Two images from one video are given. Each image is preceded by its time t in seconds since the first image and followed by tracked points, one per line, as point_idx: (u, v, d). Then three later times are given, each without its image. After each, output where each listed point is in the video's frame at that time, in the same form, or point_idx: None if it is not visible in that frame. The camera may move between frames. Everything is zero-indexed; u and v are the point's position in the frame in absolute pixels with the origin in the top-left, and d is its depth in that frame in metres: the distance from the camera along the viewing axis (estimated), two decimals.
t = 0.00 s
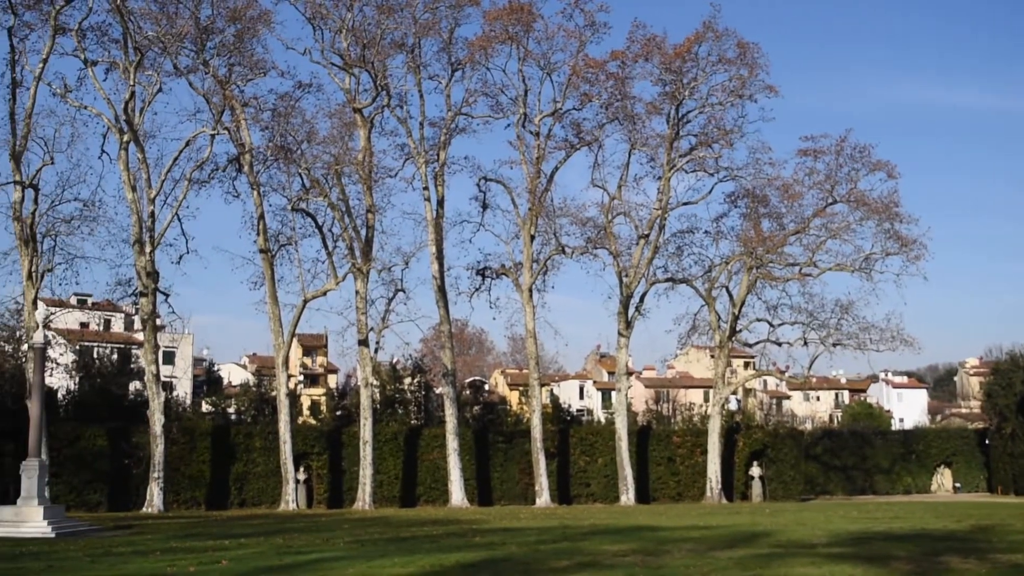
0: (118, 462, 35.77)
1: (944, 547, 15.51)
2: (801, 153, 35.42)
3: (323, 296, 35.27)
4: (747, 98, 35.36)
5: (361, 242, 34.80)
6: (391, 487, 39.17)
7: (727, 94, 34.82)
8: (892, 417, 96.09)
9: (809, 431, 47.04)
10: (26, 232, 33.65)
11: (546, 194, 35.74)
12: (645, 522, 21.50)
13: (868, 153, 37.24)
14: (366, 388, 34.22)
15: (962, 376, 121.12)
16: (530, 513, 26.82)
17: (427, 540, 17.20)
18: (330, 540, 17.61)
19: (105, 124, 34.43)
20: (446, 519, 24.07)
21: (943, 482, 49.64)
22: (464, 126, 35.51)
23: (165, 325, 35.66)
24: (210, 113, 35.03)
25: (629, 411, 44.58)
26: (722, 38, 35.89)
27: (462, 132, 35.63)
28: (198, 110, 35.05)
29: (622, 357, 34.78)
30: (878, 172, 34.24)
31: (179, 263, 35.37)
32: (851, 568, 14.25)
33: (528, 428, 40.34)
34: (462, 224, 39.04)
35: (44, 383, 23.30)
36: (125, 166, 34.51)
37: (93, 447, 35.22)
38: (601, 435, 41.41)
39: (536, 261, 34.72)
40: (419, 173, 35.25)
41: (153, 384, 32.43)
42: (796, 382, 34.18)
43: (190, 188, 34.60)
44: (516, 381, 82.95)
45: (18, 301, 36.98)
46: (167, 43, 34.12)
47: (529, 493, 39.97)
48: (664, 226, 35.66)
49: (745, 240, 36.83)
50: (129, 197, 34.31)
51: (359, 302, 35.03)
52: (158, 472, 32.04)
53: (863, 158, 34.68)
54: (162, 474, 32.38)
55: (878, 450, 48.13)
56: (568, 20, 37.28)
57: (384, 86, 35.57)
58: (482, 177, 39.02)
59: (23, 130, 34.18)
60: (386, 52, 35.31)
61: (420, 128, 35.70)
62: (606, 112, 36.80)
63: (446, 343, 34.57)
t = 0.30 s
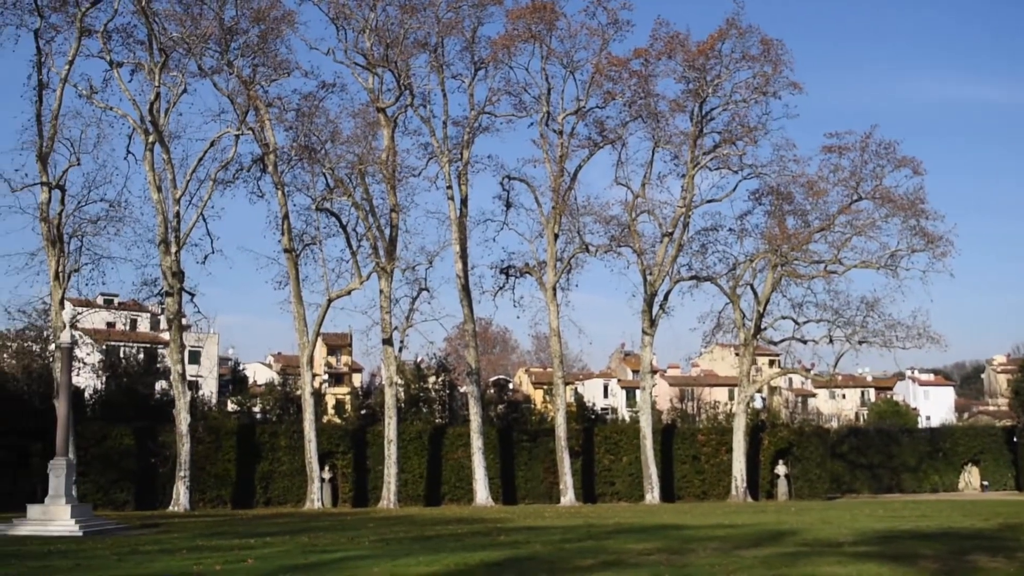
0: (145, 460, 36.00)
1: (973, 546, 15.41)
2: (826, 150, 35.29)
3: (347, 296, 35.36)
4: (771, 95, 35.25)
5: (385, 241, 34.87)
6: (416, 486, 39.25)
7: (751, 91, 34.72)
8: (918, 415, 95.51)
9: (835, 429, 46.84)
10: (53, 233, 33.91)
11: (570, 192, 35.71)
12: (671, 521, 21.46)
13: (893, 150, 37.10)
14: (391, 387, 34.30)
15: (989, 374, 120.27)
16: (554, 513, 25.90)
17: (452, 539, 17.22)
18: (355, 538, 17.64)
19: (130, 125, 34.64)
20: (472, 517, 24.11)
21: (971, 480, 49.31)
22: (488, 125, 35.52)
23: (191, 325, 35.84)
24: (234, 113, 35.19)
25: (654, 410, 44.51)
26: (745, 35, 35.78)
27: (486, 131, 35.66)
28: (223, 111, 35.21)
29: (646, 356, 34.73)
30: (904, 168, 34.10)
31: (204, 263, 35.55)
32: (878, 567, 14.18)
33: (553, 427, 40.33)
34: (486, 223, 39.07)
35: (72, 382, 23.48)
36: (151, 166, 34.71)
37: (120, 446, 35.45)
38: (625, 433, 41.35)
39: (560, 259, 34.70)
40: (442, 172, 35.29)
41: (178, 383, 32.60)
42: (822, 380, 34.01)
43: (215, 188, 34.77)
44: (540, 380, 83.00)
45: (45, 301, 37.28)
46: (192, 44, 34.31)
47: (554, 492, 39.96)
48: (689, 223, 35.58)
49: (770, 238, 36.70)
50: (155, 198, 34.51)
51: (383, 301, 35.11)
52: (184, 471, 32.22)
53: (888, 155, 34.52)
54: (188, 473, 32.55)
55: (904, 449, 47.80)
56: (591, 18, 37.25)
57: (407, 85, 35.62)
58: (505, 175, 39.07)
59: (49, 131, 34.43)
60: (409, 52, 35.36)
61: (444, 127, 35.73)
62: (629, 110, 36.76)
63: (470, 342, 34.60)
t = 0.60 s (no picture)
0: (173, 460, 36.23)
1: (1003, 546, 15.30)
2: (853, 148, 35.14)
3: (373, 296, 35.45)
4: (797, 94, 35.12)
5: (411, 242, 34.95)
6: (442, 486, 39.34)
7: (777, 89, 34.60)
8: (946, 415, 94.83)
9: (862, 429, 46.61)
10: (81, 235, 34.18)
11: (595, 192, 35.68)
12: (698, 521, 21.42)
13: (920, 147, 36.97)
14: (417, 387, 34.37)
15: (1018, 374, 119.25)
16: (581, 513, 25.82)
17: (479, 539, 17.23)
18: (382, 538, 17.67)
19: (157, 127, 34.85)
20: (499, 517, 24.13)
21: (1000, 480, 48.93)
22: (512, 125, 35.53)
23: (218, 326, 36.02)
24: (260, 114, 35.35)
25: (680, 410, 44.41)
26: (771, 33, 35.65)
27: (511, 131, 35.67)
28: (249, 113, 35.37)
29: (672, 355, 34.66)
30: (931, 165, 33.93)
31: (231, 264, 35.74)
32: (906, 567, 14.11)
33: (579, 427, 40.32)
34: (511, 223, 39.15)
35: (100, 383, 23.65)
36: (178, 168, 34.91)
37: (148, 446, 35.67)
38: (652, 433, 41.28)
39: (585, 259, 34.68)
40: (468, 172, 35.34)
41: (206, 384, 32.79)
42: (849, 380, 33.85)
43: (241, 190, 34.94)
44: (566, 380, 82.96)
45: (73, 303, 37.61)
46: (218, 46, 34.49)
47: (580, 492, 39.95)
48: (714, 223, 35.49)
49: (796, 237, 36.57)
50: (181, 199, 34.71)
51: (409, 302, 35.19)
52: (212, 471, 32.40)
53: (916, 153, 34.35)
54: (215, 473, 32.72)
55: (933, 449, 47.48)
56: (615, 17, 37.20)
57: (432, 86, 35.68)
58: (530, 175, 39.15)
59: (78, 133, 34.68)
60: (434, 53, 35.42)
61: (469, 127, 35.76)
62: (654, 109, 36.69)
63: (495, 342, 34.62)
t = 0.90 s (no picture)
0: (205, 459, 36.50)
1: None
2: (884, 146, 34.93)
3: (403, 296, 35.53)
4: (828, 92, 34.91)
5: (440, 242, 35.02)
6: (472, 486, 39.40)
7: (807, 87, 34.42)
8: (980, 414, 93.98)
9: (894, 429, 46.30)
10: (114, 236, 34.47)
11: (624, 191, 35.61)
12: (729, 522, 21.35)
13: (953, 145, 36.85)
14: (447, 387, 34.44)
15: None
16: (612, 513, 25.82)
17: (509, 539, 17.25)
18: (413, 538, 17.72)
19: (188, 129, 35.07)
20: (530, 517, 24.14)
21: None
22: (541, 125, 35.51)
23: (248, 326, 36.20)
24: (290, 116, 35.52)
25: (710, 410, 44.26)
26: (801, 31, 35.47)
27: (540, 131, 35.64)
28: (279, 114, 35.53)
29: (702, 355, 34.55)
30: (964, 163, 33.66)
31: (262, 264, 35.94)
32: (939, 568, 14.02)
33: (609, 426, 40.28)
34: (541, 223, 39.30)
35: (133, 383, 23.85)
36: (208, 169, 35.11)
37: (181, 446, 35.92)
38: (682, 433, 41.18)
39: (615, 259, 34.61)
40: (497, 173, 35.36)
41: (237, 384, 32.98)
42: (881, 379, 33.63)
43: (271, 191, 35.10)
44: (596, 380, 82.90)
45: (105, 304, 37.93)
46: (248, 48, 34.66)
47: (610, 492, 39.90)
48: (744, 222, 35.35)
49: (827, 235, 36.35)
50: (212, 200, 34.92)
51: (438, 301, 35.25)
52: (244, 471, 32.60)
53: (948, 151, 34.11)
54: (247, 472, 32.92)
55: (966, 449, 47.08)
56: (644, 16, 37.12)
57: (461, 86, 35.70)
58: (559, 175, 39.14)
59: (110, 136, 34.94)
60: (462, 53, 35.45)
61: (498, 127, 35.77)
62: (683, 108, 36.57)
63: (525, 342, 34.63)
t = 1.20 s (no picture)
0: (242, 459, 36.81)
1: None
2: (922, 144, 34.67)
3: (438, 296, 35.62)
4: (864, 89, 34.69)
5: (475, 242, 35.08)
6: (508, 485, 39.43)
7: (844, 85, 34.22)
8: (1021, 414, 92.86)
9: (933, 428, 45.91)
10: (151, 237, 34.78)
11: (659, 191, 35.54)
12: (766, 522, 21.25)
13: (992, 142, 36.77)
14: (482, 387, 34.49)
15: None
16: (648, 513, 25.78)
17: (545, 538, 17.26)
18: (449, 537, 17.76)
19: (224, 130, 35.33)
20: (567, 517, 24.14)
21: None
22: (576, 124, 35.50)
23: (284, 327, 36.42)
24: (325, 117, 35.71)
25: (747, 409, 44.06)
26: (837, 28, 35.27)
27: (575, 130, 35.63)
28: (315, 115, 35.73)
29: (738, 355, 34.41)
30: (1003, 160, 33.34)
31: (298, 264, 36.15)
32: (979, 568, 13.89)
33: (644, 426, 40.20)
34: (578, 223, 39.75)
35: (170, 383, 24.06)
36: (245, 171, 35.36)
37: (217, 446, 36.18)
38: (718, 433, 41.03)
39: (650, 258, 34.54)
40: (531, 172, 35.39)
41: (273, 383, 33.20)
42: (919, 379, 33.36)
43: (306, 192, 35.28)
44: (631, 380, 82.71)
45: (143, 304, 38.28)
46: (283, 49, 34.89)
47: (646, 491, 39.81)
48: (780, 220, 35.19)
49: (864, 234, 36.11)
50: (248, 201, 35.15)
51: (473, 301, 35.32)
52: (280, 470, 32.80)
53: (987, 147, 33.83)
54: (284, 471, 33.12)
55: (1006, 449, 46.58)
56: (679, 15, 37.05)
57: (495, 86, 35.76)
58: (594, 175, 39.15)
59: (148, 138, 35.26)
60: (497, 53, 35.52)
61: (533, 127, 35.78)
62: (718, 107, 36.45)
63: (560, 342, 34.62)
